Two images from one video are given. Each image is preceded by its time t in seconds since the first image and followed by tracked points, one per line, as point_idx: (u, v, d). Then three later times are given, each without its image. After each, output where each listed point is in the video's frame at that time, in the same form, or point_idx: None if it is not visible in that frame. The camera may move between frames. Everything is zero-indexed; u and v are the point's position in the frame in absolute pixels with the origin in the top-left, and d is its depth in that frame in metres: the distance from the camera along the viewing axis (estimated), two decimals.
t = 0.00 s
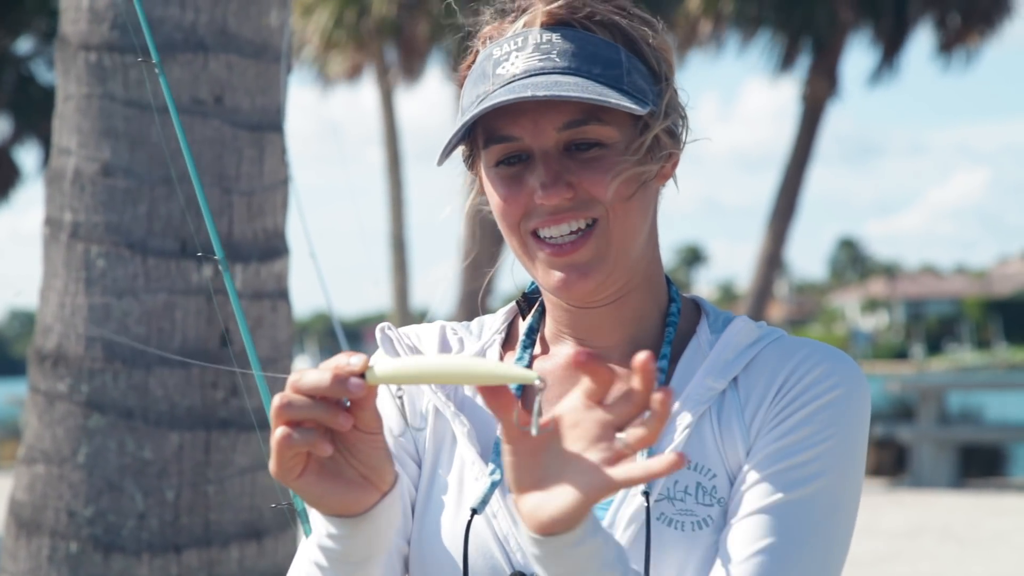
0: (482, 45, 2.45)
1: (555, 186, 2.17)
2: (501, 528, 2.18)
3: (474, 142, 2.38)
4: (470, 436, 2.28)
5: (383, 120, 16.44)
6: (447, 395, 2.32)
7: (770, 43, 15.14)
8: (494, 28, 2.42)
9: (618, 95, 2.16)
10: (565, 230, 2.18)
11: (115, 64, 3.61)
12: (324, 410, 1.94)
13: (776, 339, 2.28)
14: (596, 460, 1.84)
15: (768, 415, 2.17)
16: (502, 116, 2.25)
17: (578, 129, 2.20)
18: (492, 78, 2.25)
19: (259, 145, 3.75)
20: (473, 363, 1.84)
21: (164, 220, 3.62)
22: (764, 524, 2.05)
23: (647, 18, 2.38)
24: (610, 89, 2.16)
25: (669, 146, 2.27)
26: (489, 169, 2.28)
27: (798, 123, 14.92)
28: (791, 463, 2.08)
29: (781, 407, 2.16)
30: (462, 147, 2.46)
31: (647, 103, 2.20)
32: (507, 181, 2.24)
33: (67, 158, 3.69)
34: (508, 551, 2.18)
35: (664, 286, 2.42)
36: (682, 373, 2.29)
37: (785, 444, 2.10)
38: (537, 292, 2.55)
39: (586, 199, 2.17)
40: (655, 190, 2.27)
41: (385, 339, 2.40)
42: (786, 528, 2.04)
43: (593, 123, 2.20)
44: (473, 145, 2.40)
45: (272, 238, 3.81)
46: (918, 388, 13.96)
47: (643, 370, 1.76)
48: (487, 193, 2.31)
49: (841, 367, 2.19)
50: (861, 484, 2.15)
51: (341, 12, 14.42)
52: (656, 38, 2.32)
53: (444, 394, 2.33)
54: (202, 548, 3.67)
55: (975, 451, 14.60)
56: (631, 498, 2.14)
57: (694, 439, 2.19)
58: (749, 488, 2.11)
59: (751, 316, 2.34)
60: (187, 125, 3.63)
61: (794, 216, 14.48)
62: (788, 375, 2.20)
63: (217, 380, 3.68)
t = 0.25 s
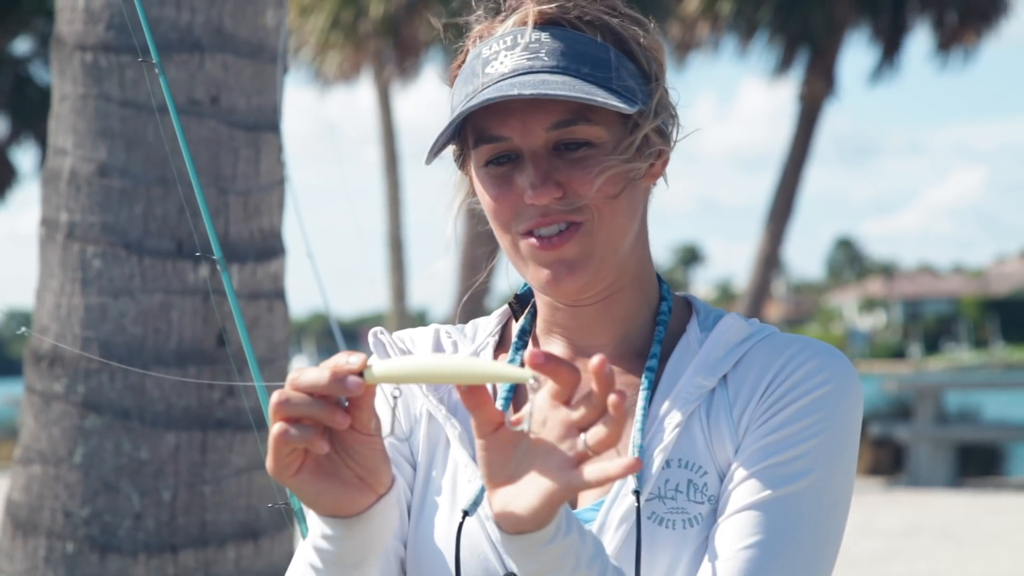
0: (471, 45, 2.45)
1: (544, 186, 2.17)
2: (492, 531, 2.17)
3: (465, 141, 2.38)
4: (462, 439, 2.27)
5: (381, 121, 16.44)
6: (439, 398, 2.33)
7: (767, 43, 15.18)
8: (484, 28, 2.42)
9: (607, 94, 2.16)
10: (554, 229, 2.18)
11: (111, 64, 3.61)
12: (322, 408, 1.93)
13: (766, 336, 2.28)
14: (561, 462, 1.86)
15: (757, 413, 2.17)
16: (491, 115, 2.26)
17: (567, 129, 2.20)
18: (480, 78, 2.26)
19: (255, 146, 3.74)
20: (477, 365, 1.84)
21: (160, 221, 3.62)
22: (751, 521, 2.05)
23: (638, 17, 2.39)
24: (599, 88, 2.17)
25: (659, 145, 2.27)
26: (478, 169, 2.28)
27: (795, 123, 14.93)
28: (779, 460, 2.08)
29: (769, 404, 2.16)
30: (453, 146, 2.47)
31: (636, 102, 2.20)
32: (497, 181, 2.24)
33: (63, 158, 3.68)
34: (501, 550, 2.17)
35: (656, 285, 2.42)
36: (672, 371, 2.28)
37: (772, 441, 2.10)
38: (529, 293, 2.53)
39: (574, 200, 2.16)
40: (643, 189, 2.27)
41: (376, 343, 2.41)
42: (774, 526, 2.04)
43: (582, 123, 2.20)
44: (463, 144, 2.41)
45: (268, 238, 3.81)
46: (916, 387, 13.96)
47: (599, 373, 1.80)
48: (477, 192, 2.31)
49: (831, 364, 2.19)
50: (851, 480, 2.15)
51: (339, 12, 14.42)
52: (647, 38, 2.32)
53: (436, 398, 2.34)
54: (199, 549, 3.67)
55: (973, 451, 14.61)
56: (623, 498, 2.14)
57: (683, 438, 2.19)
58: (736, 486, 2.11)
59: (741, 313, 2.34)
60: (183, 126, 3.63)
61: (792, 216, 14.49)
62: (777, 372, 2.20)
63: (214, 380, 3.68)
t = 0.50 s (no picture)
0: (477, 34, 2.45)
1: (542, 174, 2.17)
2: (491, 529, 2.18)
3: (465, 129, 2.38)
4: (458, 439, 2.29)
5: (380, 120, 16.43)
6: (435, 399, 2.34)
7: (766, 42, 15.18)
8: (492, 18, 2.42)
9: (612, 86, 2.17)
10: (550, 217, 2.17)
11: (110, 63, 3.60)
12: (316, 402, 1.94)
13: (760, 333, 2.28)
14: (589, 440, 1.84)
15: (753, 409, 2.17)
16: (496, 103, 2.26)
17: (569, 121, 2.20)
18: (487, 63, 2.25)
19: (254, 144, 3.74)
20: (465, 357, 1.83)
21: (159, 219, 3.62)
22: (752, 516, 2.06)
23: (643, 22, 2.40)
24: (605, 82, 2.17)
25: (657, 148, 2.28)
26: (477, 156, 2.28)
27: (795, 121, 14.92)
28: (777, 454, 2.09)
29: (766, 398, 2.16)
30: (452, 132, 2.46)
31: (639, 100, 2.21)
32: (496, 168, 2.24)
33: (62, 157, 3.68)
34: (500, 553, 2.17)
35: (648, 283, 2.42)
36: (667, 371, 2.29)
37: (771, 436, 2.11)
38: (523, 294, 2.53)
39: (573, 192, 2.16)
40: (640, 192, 2.27)
41: (370, 346, 2.41)
42: (775, 520, 2.05)
43: (584, 116, 2.20)
44: (463, 131, 2.40)
45: (267, 237, 3.81)
46: (915, 386, 13.97)
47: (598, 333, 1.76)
48: (473, 180, 2.31)
49: (827, 357, 2.19)
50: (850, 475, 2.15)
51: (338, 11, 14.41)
52: (652, 41, 2.32)
53: (431, 400, 2.34)
54: (198, 548, 3.67)
55: (972, 450, 14.61)
56: (621, 496, 2.15)
57: (681, 435, 2.19)
58: (735, 483, 2.12)
59: (736, 310, 2.34)
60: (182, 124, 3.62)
61: (791, 214, 14.49)
62: (773, 366, 2.20)
63: (213, 379, 3.69)
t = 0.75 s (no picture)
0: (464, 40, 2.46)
1: (518, 189, 2.16)
2: (498, 529, 2.17)
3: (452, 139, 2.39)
4: (462, 439, 2.28)
5: (379, 119, 16.43)
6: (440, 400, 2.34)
7: (765, 41, 15.18)
8: (474, 26, 2.43)
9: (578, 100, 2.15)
10: (529, 231, 2.17)
11: (110, 62, 3.61)
12: (298, 421, 1.94)
13: (763, 333, 2.28)
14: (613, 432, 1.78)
15: (761, 409, 2.17)
16: (473, 118, 2.26)
17: (544, 133, 2.18)
18: (462, 80, 2.28)
19: (254, 143, 3.74)
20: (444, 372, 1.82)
21: (159, 219, 3.62)
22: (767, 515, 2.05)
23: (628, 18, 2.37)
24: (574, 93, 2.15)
25: (643, 150, 2.26)
26: (461, 169, 2.29)
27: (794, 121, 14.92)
28: (787, 454, 2.09)
29: (772, 399, 2.17)
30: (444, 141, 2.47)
31: (616, 106, 2.19)
32: (475, 182, 2.25)
33: (62, 156, 3.68)
34: (506, 552, 2.16)
35: (648, 282, 2.42)
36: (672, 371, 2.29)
37: (780, 436, 2.11)
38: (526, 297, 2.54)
39: (551, 205, 2.16)
40: (626, 194, 2.25)
41: (374, 348, 2.42)
42: (789, 519, 2.04)
43: (559, 127, 2.18)
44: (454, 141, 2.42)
45: (267, 236, 3.81)
46: (914, 386, 13.96)
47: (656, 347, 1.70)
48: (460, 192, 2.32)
49: (831, 357, 2.20)
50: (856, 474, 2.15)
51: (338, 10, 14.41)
52: (637, 40, 2.30)
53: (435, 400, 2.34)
54: (198, 547, 3.67)
55: (971, 449, 14.61)
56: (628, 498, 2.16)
57: (688, 435, 2.19)
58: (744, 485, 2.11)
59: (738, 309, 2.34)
60: (182, 123, 3.62)
61: (790, 214, 14.49)
62: (778, 366, 2.21)
63: (213, 378, 3.69)
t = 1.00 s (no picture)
0: (464, 44, 2.44)
1: (534, 189, 2.16)
2: (498, 530, 2.17)
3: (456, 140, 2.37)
4: (462, 441, 2.29)
5: (378, 119, 16.43)
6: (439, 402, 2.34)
7: (764, 42, 15.18)
8: (477, 28, 2.42)
9: (597, 99, 2.15)
10: (545, 230, 2.17)
11: (109, 62, 3.61)
12: (303, 416, 1.95)
13: (761, 330, 2.28)
14: (593, 440, 1.80)
15: (755, 406, 2.17)
16: (483, 118, 2.25)
17: (558, 133, 2.19)
18: (472, 79, 2.26)
19: (253, 143, 3.74)
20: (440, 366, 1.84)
21: (158, 218, 3.62)
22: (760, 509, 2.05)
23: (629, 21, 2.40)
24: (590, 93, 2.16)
25: (649, 150, 2.28)
26: (470, 169, 2.27)
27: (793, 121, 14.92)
28: (782, 448, 2.09)
29: (768, 395, 2.17)
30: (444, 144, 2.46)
31: (628, 105, 2.20)
32: (488, 182, 2.24)
33: (61, 156, 3.68)
34: (507, 554, 2.16)
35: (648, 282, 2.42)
36: (671, 369, 2.30)
37: (775, 432, 2.11)
38: (524, 297, 2.53)
39: (565, 205, 2.16)
40: (633, 194, 2.27)
41: (372, 351, 2.41)
42: (784, 513, 2.04)
43: (572, 127, 2.19)
44: (455, 143, 2.40)
45: (266, 236, 3.81)
46: (913, 386, 13.96)
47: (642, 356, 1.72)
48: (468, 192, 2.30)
49: (829, 353, 2.19)
50: (853, 470, 2.14)
51: (336, 10, 14.41)
52: (637, 39, 2.31)
53: (434, 402, 2.34)
54: (196, 547, 3.67)
55: (969, 450, 14.62)
56: (627, 497, 2.16)
57: (684, 434, 2.20)
58: (739, 481, 2.12)
59: (737, 307, 2.35)
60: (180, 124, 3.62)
61: (789, 214, 14.49)
62: (775, 363, 2.21)
63: (211, 378, 3.69)
